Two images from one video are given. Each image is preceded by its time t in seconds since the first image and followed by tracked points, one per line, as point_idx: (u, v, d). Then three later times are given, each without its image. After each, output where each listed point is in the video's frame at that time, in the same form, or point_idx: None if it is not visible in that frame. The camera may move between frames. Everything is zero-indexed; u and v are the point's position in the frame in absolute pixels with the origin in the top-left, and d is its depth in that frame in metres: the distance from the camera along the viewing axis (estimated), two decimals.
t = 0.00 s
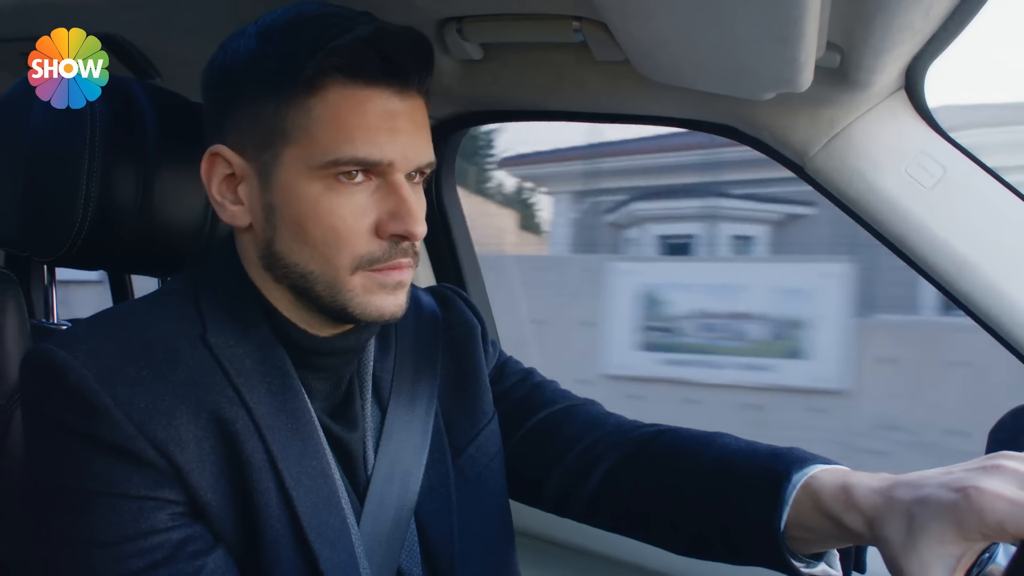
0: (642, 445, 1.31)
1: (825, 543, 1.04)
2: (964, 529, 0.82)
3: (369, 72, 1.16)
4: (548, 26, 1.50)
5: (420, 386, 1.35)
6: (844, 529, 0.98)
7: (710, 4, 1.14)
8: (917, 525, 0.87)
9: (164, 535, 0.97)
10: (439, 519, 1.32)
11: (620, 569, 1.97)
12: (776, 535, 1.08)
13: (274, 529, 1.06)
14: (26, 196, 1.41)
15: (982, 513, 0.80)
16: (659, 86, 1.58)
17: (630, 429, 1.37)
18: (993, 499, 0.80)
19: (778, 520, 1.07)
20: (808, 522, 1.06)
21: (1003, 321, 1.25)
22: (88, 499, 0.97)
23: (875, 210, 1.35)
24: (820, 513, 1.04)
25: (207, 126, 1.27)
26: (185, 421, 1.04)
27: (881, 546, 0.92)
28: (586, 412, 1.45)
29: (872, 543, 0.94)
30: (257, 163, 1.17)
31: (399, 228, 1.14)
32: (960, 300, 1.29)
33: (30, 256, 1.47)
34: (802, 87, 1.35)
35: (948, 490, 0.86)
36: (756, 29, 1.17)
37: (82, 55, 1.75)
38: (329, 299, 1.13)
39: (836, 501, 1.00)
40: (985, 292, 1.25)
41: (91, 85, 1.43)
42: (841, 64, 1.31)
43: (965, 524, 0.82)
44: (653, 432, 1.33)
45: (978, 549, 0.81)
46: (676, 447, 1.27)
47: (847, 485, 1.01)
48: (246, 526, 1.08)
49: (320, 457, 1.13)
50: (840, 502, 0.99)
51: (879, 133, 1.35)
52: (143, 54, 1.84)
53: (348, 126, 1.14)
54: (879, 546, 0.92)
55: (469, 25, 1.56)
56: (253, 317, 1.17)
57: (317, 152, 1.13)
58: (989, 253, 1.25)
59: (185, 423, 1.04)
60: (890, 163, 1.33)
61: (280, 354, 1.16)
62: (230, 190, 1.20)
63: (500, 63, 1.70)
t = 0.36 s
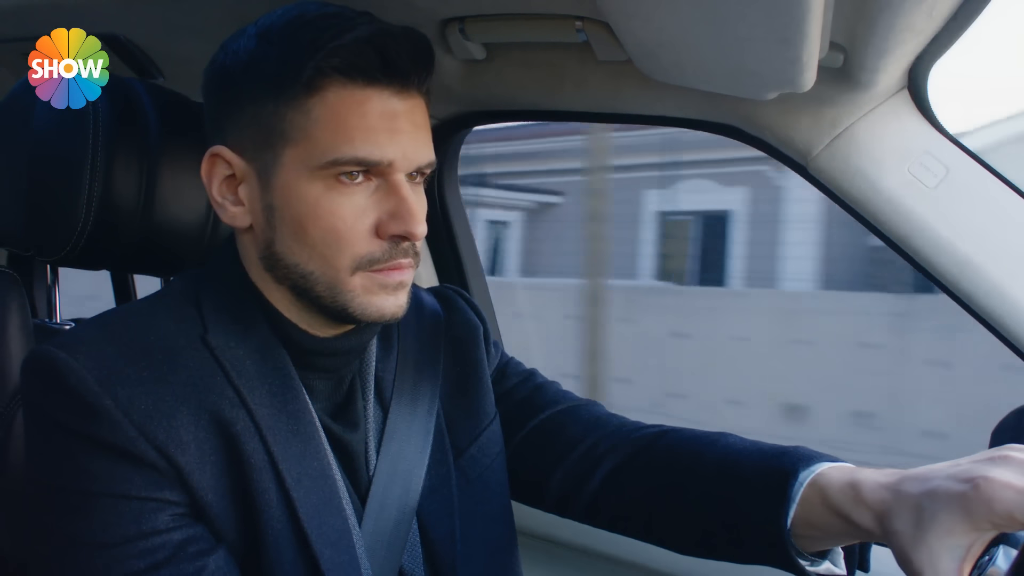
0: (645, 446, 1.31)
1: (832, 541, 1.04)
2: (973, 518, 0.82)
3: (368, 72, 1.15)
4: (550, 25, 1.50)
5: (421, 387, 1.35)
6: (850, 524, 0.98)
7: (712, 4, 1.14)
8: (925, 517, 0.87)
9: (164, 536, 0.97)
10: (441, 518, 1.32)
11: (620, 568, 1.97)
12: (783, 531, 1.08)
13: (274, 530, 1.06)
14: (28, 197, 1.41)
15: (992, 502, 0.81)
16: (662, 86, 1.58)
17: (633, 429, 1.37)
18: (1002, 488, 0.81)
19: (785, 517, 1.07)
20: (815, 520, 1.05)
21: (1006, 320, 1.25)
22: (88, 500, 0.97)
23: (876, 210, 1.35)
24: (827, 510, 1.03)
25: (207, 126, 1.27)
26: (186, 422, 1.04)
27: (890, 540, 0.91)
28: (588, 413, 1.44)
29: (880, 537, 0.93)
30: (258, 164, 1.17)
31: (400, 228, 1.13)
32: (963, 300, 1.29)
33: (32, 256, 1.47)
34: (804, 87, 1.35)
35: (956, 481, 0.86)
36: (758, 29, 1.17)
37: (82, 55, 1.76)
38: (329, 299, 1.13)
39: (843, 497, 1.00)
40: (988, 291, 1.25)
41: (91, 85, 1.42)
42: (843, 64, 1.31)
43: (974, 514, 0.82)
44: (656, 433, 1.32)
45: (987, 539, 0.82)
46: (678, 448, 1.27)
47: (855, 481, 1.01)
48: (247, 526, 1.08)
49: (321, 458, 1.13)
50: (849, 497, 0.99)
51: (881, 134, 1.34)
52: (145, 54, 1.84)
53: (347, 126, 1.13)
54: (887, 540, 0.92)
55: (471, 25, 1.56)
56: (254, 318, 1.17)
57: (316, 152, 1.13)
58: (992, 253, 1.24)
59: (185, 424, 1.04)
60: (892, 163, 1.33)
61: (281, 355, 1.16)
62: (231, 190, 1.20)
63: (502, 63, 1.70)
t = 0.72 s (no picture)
0: (654, 451, 1.31)
1: (841, 543, 1.05)
2: (982, 508, 0.84)
3: (395, 61, 1.19)
4: (551, 25, 1.50)
5: (430, 390, 1.35)
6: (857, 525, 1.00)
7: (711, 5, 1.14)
8: (931, 509, 0.89)
9: (176, 532, 0.97)
10: (449, 522, 1.31)
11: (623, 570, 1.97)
12: (792, 531, 1.09)
13: (286, 530, 1.06)
14: (28, 194, 1.41)
15: (1000, 490, 0.83)
16: (663, 87, 1.58)
17: (642, 436, 1.37)
18: (1010, 477, 0.84)
19: (793, 518, 1.09)
20: (823, 521, 1.06)
21: (1005, 322, 1.25)
22: (102, 495, 0.97)
23: (877, 209, 1.35)
24: (835, 510, 1.04)
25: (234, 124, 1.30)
26: (201, 421, 1.04)
27: (898, 535, 0.93)
28: (597, 419, 1.45)
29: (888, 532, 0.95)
30: (283, 153, 1.19)
31: (424, 213, 1.15)
32: (962, 301, 1.29)
33: (32, 256, 1.48)
34: (804, 87, 1.35)
35: (963, 473, 0.89)
36: (758, 29, 1.17)
37: (82, 55, 1.77)
38: (352, 286, 1.13)
39: (851, 497, 1.01)
40: (992, 291, 1.25)
41: (91, 85, 1.42)
42: (842, 64, 1.32)
43: (981, 502, 0.84)
44: (666, 438, 1.33)
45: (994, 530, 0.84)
46: (688, 454, 1.27)
47: (863, 481, 1.02)
48: (258, 525, 1.08)
49: (332, 460, 1.13)
50: (856, 496, 1.01)
51: (885, 134, 1.34)
52: (146, 55, 1.85)
53: (374, 112, 1.16)
54: (896, 535, 0.93)
55: (471, 26, 1.56)
56: (270, 312, 1.17)
57: (343, 138, 1.15)
58: (994, 253, 1.25)
59: (201, 421, 1.04)
60: (895, 162, 1.33)
61: (296, 356, 1.16)
62: (256, 181, 1.22)
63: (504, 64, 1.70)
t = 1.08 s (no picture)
0: (652, 453, 1.32)
1: (845, 539, 1.07)
2: (988, 492, 0.88)
3: (398, 53, 1.28)
4: (547, 28, 1.51)
5: (423, 390, 1.36)
6: (863, 519, 1.02)
7: (708, 8, 1.15)
8: (938, 497, 0.92)
9: (170, 538, 0.97)
10: (445, 526, 1.32)
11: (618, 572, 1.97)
12: (795, 531, 1.10)
13: (280, 534, 1.07)
14: (22, 200, 1.41)
15: (1005, 472, 0.86)
16: (657, 88, 1.59)
17: (639, 436, 1.38)
18: (1014, 459, 0.87)
19: (798, 515, 1.10)
20: (828, 519, 1.08)
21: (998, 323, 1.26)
22: (93, 502, 0.97)
23: (872, 210, 1.36)
24: (839, 506, 1.07)
25: (235, 120, 1.34)
26: (192, 425, 1.04)
27: (905, 524, 0.96)
28: (593, 422, 1.45)
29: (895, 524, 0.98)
30: (286, 137, 1.23)
31: (423, 190, 1.19)
32: (958, 303, 1.30)
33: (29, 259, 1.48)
34: (799, 90, 1.37)
35: (968, 459, 0.91)
36: (755, 32, 1.18)
37: (82, 55, 1.77)
38: (349, 261, 1.15)
39: (856, 492, 1.04)
40: (984, 294, 1.26)
41: (92, 85, 1.45)
42: (838, 66, 1.33)
43: (987, 485, 0.88)
44: (663, 439, 1.34)
45: (999, 512, 0.87)
46: (686, 456, 1.28)
47: (867, 477, 1.05)
48: (253, 527, 1.08)
49: (326, 463, 1.13)
50: (861, 491, 1.03)
51: (879, 136, 1.36)
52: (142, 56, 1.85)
53: (377, 95, 1.22)
54: (904, 526, 0.96)
55: (468, 29, 1.57)
56: (262, 313, 1.18)
57: (346, 117, 1.20)
58: (986, 254, 1.26)
59: (191, 427, 1.04)
60: (889, 164, 1.34)
61: (288, 354, 1.17)
62: (257, 166, 1.25)
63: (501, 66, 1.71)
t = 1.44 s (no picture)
0: (670, 449, 1.34)
1: (858, 524, 1.10)
2: (996, 474, 0.92)
3: (460, 78, 1.26)
4: (547, 28, 1.50)
5: (437, 398, 1.36)
6: (876, 505, 1.05)
7: (705, 8, 1.15)
8: (952, 478, 0.95)
9: (183, 535, 0.97)
10: (458, 534, 1.32)
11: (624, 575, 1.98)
12: (811, 517, 1.13)
13: (294, 537, 1.06)
14: (22, 199, 1.39)
15: (1013, 454, 0.90)
16: (660, 89, 1.59)
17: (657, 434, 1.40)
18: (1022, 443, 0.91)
19: (812, 498, 1.13)
20: (843, 505, 1.11)
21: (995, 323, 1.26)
22: (110, 497, 0.98)
23: (871, 210, 1.36)
24: (853, 495, 1.09)
25: (288, 119, 1.33)
26: (212, 425, 1.03)
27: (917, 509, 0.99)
28: (608, 423, 1.47)
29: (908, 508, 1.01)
30: (338, 148, 1.22)
31: (468, 220, 1.18)
32: (956, 302, 1.29)
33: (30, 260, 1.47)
34: (800, 90, 1.36)
35: (975, 443, 0.95)
36: (758, 32, 1.17)
37: (82, 55, 1.75)
38: (386, 282, 1.15)
39: (867, 479, 1.06)
40: (985, 296, 1.26)
41: (91, 85, 1.43)
42: (839, 67, 1.33)
43: (995, 468, 0.92)
44: (678, 437, 1.36)
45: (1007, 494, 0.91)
46: (705, 453, 1.30)
47: (878, 463, 1.08)
48: (267, 530, 1.08)
49: (342, 468, 1.12)
50: (873, 478, 1.06)
51: (878, 136, 1.36)
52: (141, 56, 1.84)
53: (434, 117, 1.21)
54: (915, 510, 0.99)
55: (469, 29, 1.56)
56: (291, 325, 1.17)
57: (401, 137, 1.19)
58: (985, 254, 1.26)
59: (212, 426, 1.03)
60: (889, 164, 1.34)
61: (311, 361, 1.16)
62: (306, 173, 1.24)
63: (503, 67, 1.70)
